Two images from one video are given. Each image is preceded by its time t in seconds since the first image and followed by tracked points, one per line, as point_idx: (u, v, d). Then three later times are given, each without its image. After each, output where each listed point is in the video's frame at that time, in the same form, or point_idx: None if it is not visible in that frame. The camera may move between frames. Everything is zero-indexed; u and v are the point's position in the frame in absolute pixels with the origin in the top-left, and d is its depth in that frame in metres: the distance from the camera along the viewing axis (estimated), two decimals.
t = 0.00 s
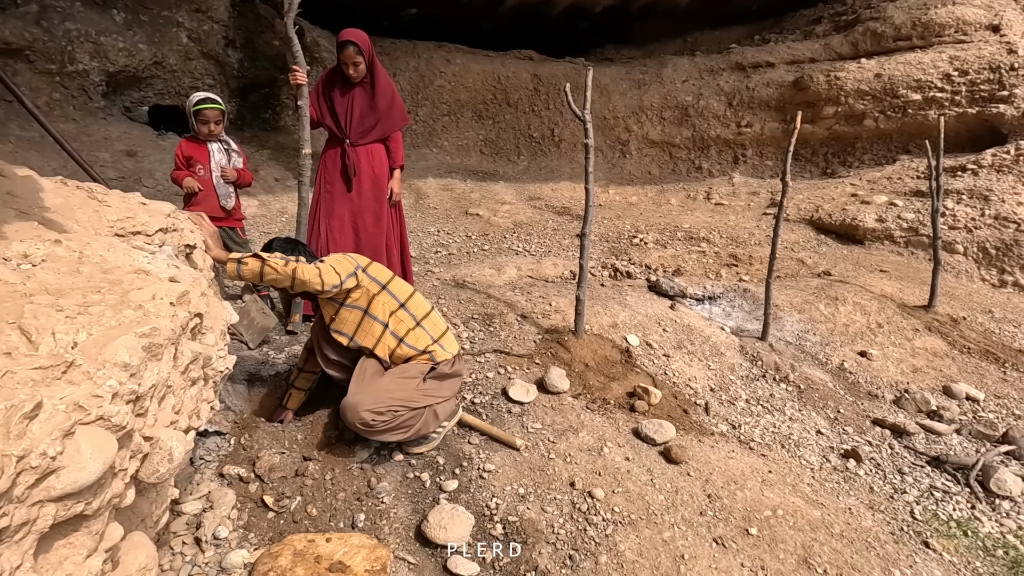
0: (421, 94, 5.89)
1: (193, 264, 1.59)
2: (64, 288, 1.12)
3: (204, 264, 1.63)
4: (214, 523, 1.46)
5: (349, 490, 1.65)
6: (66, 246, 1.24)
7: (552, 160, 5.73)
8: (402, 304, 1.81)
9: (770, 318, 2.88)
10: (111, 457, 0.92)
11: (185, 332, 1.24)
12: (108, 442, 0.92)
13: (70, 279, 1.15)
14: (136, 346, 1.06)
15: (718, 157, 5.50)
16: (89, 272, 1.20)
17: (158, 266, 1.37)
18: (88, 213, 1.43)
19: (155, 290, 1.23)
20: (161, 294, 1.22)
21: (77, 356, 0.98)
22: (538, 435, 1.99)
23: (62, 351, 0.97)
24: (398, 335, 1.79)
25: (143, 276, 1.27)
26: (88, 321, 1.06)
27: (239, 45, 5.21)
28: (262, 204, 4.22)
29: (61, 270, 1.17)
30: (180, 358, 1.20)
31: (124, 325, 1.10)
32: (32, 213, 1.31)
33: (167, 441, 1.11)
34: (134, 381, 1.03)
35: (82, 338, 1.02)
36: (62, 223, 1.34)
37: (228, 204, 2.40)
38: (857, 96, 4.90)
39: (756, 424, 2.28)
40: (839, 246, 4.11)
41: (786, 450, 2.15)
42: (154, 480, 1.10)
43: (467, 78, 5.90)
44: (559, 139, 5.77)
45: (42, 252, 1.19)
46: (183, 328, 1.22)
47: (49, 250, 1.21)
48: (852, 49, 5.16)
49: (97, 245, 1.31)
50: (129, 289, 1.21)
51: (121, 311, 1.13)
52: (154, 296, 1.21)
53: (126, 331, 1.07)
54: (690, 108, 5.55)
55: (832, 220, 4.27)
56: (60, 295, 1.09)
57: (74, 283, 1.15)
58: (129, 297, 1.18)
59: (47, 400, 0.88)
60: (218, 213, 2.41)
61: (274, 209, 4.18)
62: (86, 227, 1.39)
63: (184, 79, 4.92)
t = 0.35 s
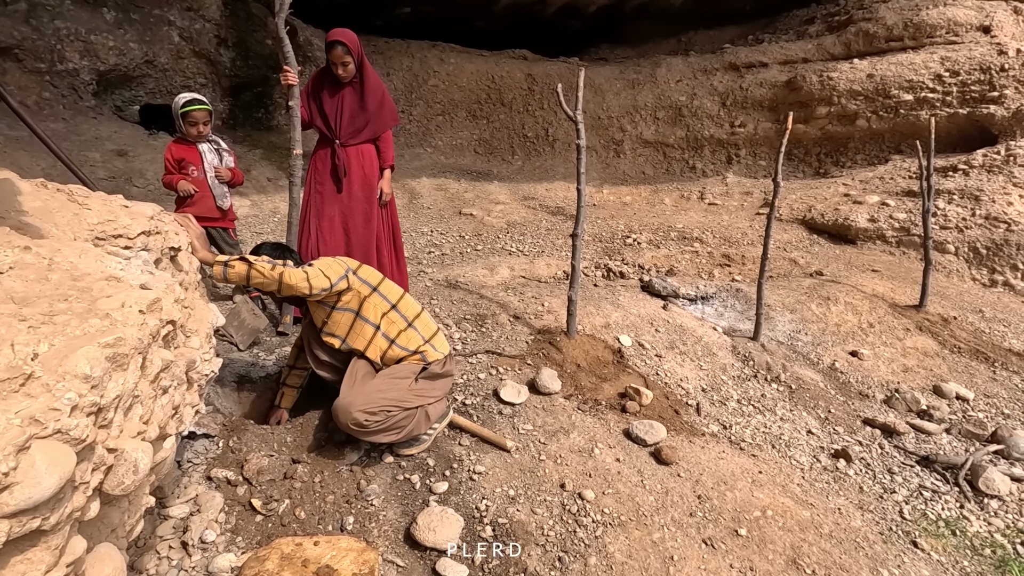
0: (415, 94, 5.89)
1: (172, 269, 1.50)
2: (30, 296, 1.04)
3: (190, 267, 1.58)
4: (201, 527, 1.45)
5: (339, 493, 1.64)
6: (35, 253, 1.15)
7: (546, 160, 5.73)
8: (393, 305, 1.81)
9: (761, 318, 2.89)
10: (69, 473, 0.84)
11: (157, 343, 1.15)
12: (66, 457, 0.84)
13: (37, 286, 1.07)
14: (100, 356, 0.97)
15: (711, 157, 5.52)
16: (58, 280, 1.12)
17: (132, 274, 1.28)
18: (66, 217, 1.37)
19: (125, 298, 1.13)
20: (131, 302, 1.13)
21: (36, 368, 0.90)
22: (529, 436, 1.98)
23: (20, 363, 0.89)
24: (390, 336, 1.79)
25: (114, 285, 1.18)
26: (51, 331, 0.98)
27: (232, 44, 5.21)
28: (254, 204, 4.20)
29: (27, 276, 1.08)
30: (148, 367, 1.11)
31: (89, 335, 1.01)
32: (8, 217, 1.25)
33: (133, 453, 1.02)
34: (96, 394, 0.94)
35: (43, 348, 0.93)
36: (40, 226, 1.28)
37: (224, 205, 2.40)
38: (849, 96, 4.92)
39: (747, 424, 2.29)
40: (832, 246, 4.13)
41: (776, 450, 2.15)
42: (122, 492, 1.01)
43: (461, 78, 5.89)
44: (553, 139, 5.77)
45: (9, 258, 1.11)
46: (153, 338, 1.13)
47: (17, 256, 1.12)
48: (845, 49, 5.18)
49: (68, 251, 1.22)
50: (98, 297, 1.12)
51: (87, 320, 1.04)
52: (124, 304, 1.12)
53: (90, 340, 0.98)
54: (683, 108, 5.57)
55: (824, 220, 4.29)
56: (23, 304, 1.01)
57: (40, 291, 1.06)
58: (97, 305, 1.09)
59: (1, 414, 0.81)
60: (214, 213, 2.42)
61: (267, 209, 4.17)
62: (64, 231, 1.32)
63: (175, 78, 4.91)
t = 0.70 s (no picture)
0: (412, 94, 5.88)
1: (158, 271, 1.46)
2: None
3: (179, 268, 1.55)
4: (190, 529, 1.44)
5: (331, 494, 1.64)
6: (5, 253, 1.07)
7: (543, 161, 5.73)
8: (388, 311, 1.79)
9: (757, 318, 2.89)
10: (26, 480, 0.77)
11: (129, 347, 1.05)
12: (21, 462, 0.76)
13: (3, 288, 0.98)
14: (61, 361, 0.88)
15: (709, 158, 5.52)
16: (26, 281, 1.03)
17: (110, 275, 1.18)
18: (49, 217, 1.33)
19: (95, 300, 1.03)
20: (101, 305, 1.03)
21: None
22: (522, 438, 1.98)
23: None
24: (384, 343, 1.78)
25: (87, 286, 1.09)
26: (11, 335, 0.89)
27: (228, 43, 5.20)
28: (249, 204, 4.19)
29: None
30: (117, 371, 1.01)
31: (51, 339, 0.91)
32: None
33: (97, 458, 0.92)
34: (56, 398, 0.85)
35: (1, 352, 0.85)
36: (20, 227, 1.24)
37: (218, 205, 2.41)
38: (846, 97, 4.93)
39: (741, 425, 2.29)
40: (829, 247, 4.13)
41: (770, 451, 2.15)
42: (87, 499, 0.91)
43: (458, 78, 5.88)
44: (551, 140, 5.76)
45: None
46: (124, 343, 1.02)
47: None
48: (842, 50, 5.19)
49: (42, 253, 1.14)
50: (68, 300, 1.02)
51: (51, 323, 0.94)
52: (94, 306, 1.02)
53: (52, 345, 0.89)
54: (680, 109, 5.57)
55: (821, 221, 4.29)
56: None
57: (6, 293, 0.97)
58: (65, 308, 0.99)
59: None
60: (207, 213, 2.42)
61: (262, 209, 4.16)
62: (45, 232, 1.27)
63: (171, 78, 4.89)
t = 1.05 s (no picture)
0: (411, 95, 5.91)
1: (149, 271, 1.45)
2: None
3: (169, 268, 1.56)
4: (182, 526, 1.45)
5: (323, 492, 1.65)
6: None
7: (542, 162, 5.75)
8: (381, 313, 1.80)
9: (752, 319, 2.90)
10: None
11: (107, 343, 1.05)
12: None
13: None
14: (35, 354, 0.88)
15: (707, 160, 5.55)
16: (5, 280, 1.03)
17: (92, 274, 1.19)
18: (37, 218, 1.33)
19: (73, 297, 1.04)
20: (79, 301, 1.03)
21: None
22: (514, 437, 1.99)
23: None
24: (377, 344, 1.79)
25: (66, 284, 1.09)
26: None
27: (227, 45, 5.24)
28: (248, 205, 4.21)
29: None
30: (94, 366, 1.01)
31: (25, 333, 0.91)
32: None
33: (70, 447, 0.91)
34: (28, 390, 0.85)
35: None
36: (7, 228, 1.25)
37: (214, 206, 2.42)
38: (843, 99, 4.95)
39: (733, 425, 2.30)
40: (826, 248, 4.14)
41: (761, 451, 2.16)
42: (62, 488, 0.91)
43: (457, 79, 5.90)
44: (549, 141, 5.78)
45: None
46: (101, 338, 1.03)
47: None
48: (839, 52, 5.21)
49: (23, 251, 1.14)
50: (46, 296, 1.03)
51: (28, 318, 0.95)
52: (71, 302, 1.02)
53: (25, 338, 0.89)
54: (679, 111, 5.58)
55: (818, 222, 4.30)
56: None
57: None
58: (43, 304, 1.00)
59: None
60: (202, 214, 2.43)
61: (260, 210, 4.18)
62: (32, 233, 1.28)
63: (171, 79, 4.92)
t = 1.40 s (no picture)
0: (410, 96, 5.93)
1: (144, 264, 1.47)
2: None
3: (165, 262, 1.58)
4: (177, 517, 1.48)
5: (316, 485, 1.68)
6: None
7: (540, 162, 5.78)
8: (373, 305, 1.83)
9: (746, 318, 2.92)
10: None
11: (97, 322, 1.07)
12: None
13: None
14: (25, 327, 0.90)
15: (705, 160, 5.58)
16: None
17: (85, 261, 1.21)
18: (34, 211, 1.35)
19: (64, 278, 1.07)
20: (70, 282, 1.06)
21: None
22: (506, 432, 2.02)
23: None
24: (369, 336, 1.81)
25: (59, 267, 1.12)
26: None
27: (227, 46, 5.28)
28: (247, 204, 4.25)
29: None
30: (84, 343, 1.03)
31: (15, 309, 0.94)
32: None
33: (58, 415, 0.94)
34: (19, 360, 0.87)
35: None
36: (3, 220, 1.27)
37: (212, 205, 2.44)
38: (840, 100, 4.97)
39: (725, 421, 2.32)
40: (822, 248, 4.16)
41: (752, 446, 2.19)
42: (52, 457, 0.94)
43: (456, 80, 5.92)
44: (548, 142, 5.81)
45: None
46: (91, 317, 1.05)
47: None
48: (837, 53, 5.23)
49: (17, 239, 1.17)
50: (38, 278, 1.05)
51: (20, 296, 0.97)
52: (62, 283, 1.05)
53: (16, 313, 0.92)
54: (677, 112, 5.60)
55: (814, 222, 4.32)
56: None
57: None
58: (34, 284, 1.02)
59: None
60: (200, 213, 2.46)
61: (259, 210, 4.21)
62: (27, 225, 1.30)
63: (171, 80, 4.95)
